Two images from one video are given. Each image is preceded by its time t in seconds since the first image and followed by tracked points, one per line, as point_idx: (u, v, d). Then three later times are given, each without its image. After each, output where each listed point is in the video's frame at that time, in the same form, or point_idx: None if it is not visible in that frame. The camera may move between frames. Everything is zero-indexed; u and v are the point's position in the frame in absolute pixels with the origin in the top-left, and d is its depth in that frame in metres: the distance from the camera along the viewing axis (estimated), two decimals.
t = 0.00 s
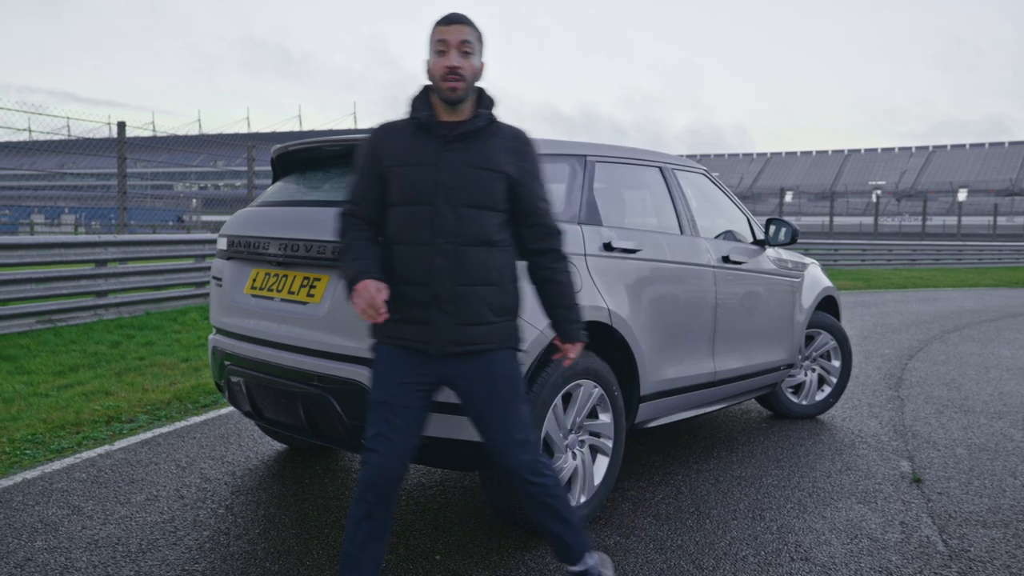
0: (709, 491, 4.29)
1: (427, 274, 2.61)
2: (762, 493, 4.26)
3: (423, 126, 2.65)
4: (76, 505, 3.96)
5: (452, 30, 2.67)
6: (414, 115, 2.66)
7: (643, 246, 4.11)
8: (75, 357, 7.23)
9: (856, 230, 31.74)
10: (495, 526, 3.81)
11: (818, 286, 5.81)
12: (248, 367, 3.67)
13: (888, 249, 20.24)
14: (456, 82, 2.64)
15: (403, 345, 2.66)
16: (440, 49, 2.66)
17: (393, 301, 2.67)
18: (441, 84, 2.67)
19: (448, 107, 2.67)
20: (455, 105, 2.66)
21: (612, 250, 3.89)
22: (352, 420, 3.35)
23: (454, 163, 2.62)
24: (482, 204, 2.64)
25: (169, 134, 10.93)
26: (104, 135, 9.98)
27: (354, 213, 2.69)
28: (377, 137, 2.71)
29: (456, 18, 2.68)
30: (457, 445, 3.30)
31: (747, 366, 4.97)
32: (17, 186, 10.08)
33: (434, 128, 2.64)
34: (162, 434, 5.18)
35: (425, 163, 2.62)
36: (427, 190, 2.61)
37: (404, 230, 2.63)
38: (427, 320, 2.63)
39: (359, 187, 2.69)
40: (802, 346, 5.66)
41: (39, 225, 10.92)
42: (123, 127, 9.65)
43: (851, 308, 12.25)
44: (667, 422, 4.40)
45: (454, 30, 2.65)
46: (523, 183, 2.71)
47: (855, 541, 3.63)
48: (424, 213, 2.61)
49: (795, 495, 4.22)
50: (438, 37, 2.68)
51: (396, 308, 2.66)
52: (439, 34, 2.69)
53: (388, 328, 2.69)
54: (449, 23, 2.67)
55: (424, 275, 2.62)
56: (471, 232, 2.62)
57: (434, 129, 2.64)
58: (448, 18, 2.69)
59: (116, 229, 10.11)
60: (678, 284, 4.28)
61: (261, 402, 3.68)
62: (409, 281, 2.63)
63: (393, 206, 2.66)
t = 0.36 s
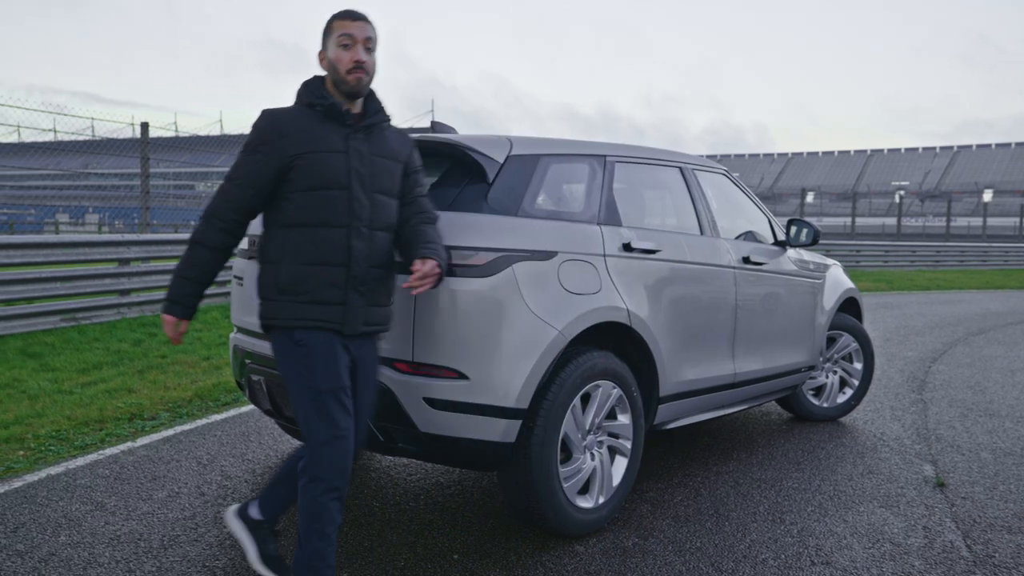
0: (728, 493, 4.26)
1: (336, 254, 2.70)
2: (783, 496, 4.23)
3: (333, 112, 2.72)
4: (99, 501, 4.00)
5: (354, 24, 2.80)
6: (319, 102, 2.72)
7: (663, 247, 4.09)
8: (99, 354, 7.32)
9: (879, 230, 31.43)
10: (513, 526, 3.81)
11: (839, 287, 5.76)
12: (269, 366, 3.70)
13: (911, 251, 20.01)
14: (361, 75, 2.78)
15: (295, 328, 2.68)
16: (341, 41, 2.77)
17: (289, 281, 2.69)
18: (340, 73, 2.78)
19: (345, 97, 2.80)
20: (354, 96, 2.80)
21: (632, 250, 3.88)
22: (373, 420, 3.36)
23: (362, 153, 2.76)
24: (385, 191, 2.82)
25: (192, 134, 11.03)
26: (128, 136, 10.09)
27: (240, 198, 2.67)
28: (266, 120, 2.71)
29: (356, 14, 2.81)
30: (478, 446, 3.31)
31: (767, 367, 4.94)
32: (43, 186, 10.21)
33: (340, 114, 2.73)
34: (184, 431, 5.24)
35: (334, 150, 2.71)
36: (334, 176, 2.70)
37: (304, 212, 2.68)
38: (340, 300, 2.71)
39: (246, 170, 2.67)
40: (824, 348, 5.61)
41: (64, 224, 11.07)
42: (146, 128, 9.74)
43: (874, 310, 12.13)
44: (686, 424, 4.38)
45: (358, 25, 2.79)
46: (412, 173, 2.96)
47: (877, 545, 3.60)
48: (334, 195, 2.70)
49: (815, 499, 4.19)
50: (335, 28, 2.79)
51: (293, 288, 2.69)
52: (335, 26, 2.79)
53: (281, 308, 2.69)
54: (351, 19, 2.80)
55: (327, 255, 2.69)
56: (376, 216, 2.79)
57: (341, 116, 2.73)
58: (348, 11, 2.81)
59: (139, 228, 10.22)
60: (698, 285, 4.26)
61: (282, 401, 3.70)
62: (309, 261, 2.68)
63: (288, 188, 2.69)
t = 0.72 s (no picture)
0: (747, 495, 4.23)
1: (266, 255, 2.93)
2: (802, 498, 4.19)
3: (275, 125, 2.94)
4: (121, 497, 4.04)
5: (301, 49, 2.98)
6: (259, 112, 2.91)
7: (683, 247, 4.07)
8: (121, 352, 7.39)
9: (901, 231, 31.10)
10: (530, 526, 3.81)
11: (861, 289, 5.70)
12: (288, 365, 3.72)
13: (934, 252, 19.79)
14: (298, 96, 2.99)
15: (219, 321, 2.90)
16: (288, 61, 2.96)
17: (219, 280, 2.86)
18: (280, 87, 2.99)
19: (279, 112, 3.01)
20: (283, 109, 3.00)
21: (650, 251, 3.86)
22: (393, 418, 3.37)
23: (295, 164, 3.00)
24: (307, 200, 3.08)
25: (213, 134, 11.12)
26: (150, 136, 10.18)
27: (190, 193, 2.74)
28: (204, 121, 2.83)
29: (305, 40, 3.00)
30: (496, 445, 3.31)
31: (787, 369, 4.90)
32: (66, 185, 10.32)
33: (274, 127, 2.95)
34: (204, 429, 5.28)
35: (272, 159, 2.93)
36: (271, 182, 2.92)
37: (239, 214, 2.87)
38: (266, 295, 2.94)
39: (192, 168, 2.76)
40: (845, 350, 5.56)
41: (87, 223, 11.19)
42: (168, 128, 9.83)
43: (895, 312, 12.00)
44: (705, 425, 4.36)
45: (304, 51, 2.98)
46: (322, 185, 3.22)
47: (898, 549, 3.56)
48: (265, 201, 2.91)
49: (836, 502, 4.15)
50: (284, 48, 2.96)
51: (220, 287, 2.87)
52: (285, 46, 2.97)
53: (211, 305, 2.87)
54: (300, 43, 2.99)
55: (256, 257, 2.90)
56: (299, 221, 3.05)
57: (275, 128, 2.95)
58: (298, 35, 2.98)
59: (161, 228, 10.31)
60: (717, 285, 4.24)
61: (301, 399, 3.72)
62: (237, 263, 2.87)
63: (225, 191, 2.85)
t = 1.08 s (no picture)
0: (765, 497, 4.21)
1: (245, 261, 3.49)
2: (820, 501, 4.16)
3: (236, 146, 3.44)
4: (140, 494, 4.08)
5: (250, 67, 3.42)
6: (226, 137, 3.38)
7: (700, 248, 4.05)
8: (141, 351, 7.45)
9: (922, 232, 30.79)
10: (546, 526, 3.81)
11: (881, 290, 5.65)
12: (306, 364, 3.74)
13: (956, 253, 19.57)
14: (245, 111, 3.46)
15: (179, 316, 3.32)
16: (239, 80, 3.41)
17: (199, 282, 3.32)
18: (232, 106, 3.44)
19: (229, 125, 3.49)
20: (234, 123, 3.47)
21: (668, 251, 3.85)
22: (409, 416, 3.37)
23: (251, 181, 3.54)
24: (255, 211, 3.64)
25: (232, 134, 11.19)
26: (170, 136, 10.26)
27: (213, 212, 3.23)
28: (189, 143, 3.23)
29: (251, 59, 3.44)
30: (512, 445, 3.31)
31: (806, 371, 4.86)
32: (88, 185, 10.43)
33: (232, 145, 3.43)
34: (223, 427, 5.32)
35: (238, 178, 3.44)
36: (242, 197, 3.45)
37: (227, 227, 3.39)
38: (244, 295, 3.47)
39: (202, 187, 3.22)
40: (864, 352, 5.52)
41: (108, 222, 11.31)
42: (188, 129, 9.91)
43: (916, 314, 11.87)
44: (723, 427, 4.33)
45: (252, 72, 3.41)
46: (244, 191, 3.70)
47: (918, 554, 3.52)
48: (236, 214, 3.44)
49: (855, 505, 4.12)
50: (232, 70, 3.40)
51: (201, 288, 3.33)
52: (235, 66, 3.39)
53: (191, 305, 3.32)
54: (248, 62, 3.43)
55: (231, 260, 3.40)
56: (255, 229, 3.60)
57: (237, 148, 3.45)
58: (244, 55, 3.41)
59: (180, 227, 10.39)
60: (735, 287, 4.22)
61: (318, 398, 3.73)
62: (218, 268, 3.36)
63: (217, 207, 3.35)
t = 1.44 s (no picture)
0: (781, 500, 4.18)
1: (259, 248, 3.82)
2: (838, 504, 4.13)
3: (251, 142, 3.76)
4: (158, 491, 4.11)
5: (255, 69, 3.69)
6: (243, 135, 3.67)
7: (717, 249, 4.03)
8: (160, 349, 7.52)
9: (941, 233, 30.48)
10: (561, 527, 3.80)
11: (900, 292, 5.60)
12: (322, 363, 3.75)
13: (976, 255, 19.36)
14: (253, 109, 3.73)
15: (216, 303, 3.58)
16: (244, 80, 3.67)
17: (236, 268, 3.61)
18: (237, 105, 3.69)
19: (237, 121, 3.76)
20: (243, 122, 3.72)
21: (685, 252, 3.83)
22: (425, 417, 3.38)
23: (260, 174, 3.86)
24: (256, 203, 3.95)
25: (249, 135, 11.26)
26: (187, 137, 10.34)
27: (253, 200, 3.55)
28: (221, 141, 3.51)
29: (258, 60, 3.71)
30: (527, 445, 3.30)
31: (823, 373, 4.83)
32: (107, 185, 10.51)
33: (249, 141, 3.74)
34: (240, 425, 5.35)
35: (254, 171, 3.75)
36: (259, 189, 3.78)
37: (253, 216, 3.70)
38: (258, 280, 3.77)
39: (243, 178, 3.53)
40: (883, 354, 5.47)
41: (127, 221, 11.41)
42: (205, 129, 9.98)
43: (936, 316, 11.74)
44: (739, 428, 4.31)
45: (257, 72, 3.68)
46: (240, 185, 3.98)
47: (938, 558, 3.49)
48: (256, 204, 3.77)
49: (873, 508, 4.08)
50: (238, 71, 3.65)
51: (238, 274, 3.62)
52: (237, 68, 3.65)
53: (230, 289, 3.59)
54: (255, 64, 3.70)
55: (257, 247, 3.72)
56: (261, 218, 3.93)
57: (251, 144, 3.77)
58: (250, 57, 3.69)
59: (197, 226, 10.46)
60: (752, 288, 4.19)
61: (334, 397, 3.75)
62: (249, 255, 3.67)
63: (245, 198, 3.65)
